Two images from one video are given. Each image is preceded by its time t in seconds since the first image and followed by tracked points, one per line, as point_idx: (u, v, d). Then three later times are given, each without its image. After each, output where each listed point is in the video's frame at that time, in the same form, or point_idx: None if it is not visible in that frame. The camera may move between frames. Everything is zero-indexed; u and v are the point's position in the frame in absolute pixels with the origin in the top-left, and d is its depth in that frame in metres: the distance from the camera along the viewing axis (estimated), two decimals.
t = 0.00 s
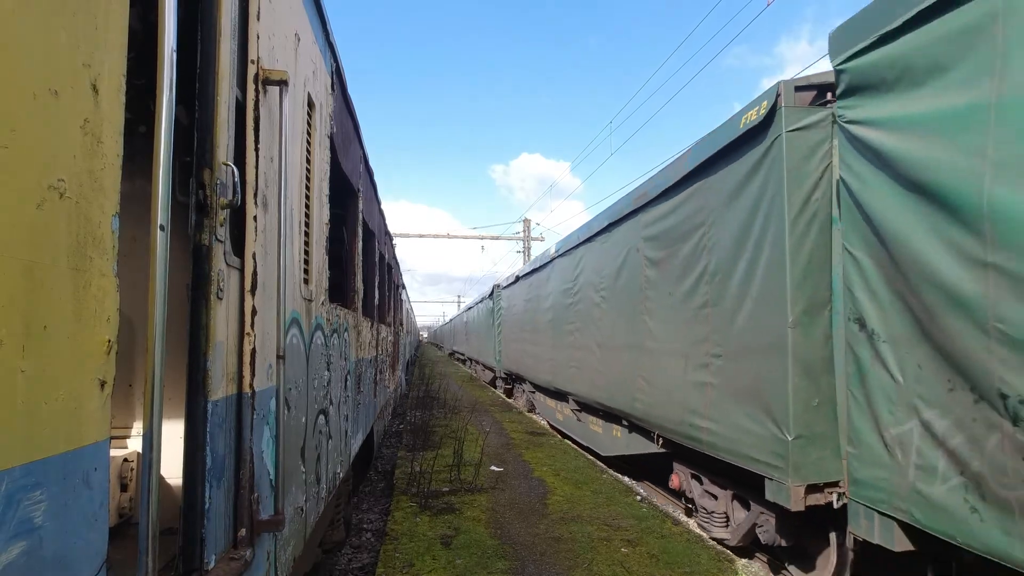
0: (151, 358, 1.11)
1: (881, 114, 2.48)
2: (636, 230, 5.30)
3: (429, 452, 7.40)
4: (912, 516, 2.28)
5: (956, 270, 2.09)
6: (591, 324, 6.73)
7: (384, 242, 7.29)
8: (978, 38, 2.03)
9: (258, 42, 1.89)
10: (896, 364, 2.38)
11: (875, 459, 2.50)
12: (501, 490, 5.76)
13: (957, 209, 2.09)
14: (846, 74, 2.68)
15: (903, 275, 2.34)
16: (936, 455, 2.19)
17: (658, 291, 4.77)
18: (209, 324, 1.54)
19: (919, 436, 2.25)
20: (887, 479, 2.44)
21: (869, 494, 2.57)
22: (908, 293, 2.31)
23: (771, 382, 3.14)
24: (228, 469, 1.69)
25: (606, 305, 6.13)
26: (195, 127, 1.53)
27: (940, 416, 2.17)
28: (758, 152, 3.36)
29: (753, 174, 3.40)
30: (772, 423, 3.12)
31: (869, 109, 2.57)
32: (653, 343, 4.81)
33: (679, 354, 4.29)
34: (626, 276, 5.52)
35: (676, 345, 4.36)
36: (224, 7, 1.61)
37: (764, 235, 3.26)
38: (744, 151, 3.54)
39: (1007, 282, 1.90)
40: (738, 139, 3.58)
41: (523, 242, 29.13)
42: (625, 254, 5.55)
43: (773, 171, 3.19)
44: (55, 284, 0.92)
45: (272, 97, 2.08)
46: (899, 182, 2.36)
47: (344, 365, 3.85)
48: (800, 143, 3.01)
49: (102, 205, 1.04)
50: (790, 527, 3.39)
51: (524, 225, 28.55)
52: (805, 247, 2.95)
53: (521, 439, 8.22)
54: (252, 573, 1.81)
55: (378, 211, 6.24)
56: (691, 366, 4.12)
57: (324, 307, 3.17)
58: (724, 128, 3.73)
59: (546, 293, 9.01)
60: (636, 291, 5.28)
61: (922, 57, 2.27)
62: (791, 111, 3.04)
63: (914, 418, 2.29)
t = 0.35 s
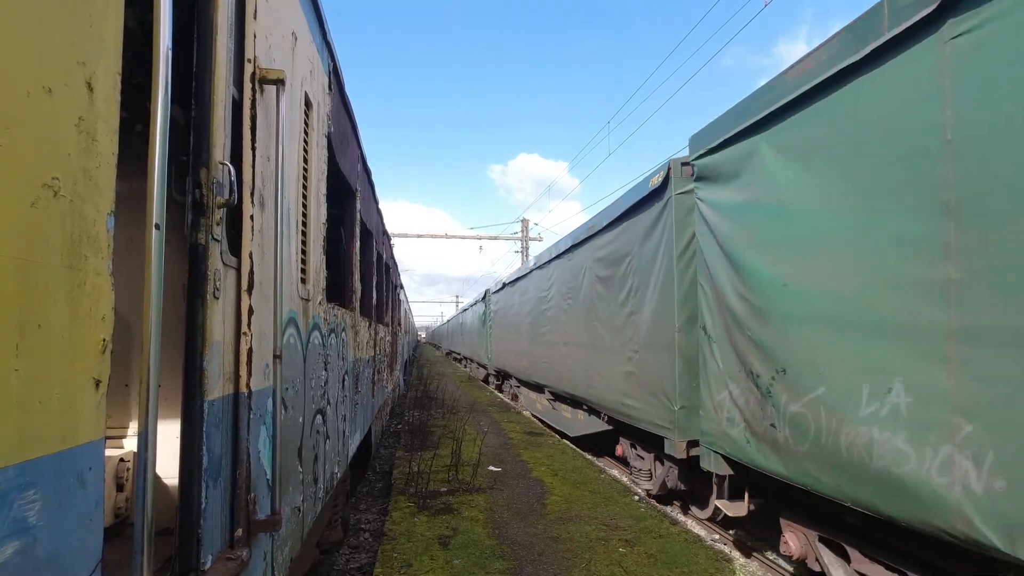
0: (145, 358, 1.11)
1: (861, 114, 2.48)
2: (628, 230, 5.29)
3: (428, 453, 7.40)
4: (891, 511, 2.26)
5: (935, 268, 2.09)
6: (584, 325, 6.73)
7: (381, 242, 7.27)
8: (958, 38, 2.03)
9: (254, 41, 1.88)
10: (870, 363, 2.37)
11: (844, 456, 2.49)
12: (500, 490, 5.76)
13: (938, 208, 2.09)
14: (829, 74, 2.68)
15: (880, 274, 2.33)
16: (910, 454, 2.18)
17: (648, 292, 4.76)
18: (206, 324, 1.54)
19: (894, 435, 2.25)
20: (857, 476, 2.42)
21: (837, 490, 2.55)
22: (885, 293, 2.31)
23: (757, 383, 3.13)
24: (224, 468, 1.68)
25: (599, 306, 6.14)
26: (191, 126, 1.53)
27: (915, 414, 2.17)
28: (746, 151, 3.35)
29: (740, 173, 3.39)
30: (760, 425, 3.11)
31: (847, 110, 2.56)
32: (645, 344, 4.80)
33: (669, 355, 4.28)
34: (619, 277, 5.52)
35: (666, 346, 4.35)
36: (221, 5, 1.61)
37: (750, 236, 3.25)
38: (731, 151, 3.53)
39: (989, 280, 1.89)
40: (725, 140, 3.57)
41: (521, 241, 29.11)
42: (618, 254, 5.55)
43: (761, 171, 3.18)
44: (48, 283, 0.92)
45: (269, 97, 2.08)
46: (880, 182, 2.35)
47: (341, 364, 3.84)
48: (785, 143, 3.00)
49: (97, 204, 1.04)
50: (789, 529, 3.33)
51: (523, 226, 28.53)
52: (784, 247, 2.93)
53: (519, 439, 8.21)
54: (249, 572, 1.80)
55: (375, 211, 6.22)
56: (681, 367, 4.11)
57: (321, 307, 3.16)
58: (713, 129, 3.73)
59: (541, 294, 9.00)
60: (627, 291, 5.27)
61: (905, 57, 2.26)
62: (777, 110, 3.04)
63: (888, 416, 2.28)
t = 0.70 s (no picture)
0: (134, 355, 1.10)
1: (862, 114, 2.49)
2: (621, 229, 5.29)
3: (421, 452, 7.38)
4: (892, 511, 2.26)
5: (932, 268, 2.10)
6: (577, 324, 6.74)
7: (374, 241, 7.24)
8: (955, 38, 2.04)
9: (245, 38, 1.87)
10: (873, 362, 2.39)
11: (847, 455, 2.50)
12: (494, 488, 5.75)
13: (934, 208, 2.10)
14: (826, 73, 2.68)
15: (882, 273, 2.34)
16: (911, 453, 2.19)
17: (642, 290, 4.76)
18: (196, 321, 1.53)
19: (896, 433, 2.26)
20: (858, 477, 2.43)
21: (841, 490, 2.55)
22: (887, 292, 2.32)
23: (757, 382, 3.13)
24: (215, 467, 1.67)
25: (590, 304, 6.16)
26: (182, 123, 1.52)
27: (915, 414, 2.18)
28: (748, 150, 3.36)
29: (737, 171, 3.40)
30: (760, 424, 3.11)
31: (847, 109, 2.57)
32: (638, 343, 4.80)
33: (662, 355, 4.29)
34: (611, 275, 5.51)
35: (659, 344, 4.34)
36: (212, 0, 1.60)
37: (753, 235, 3.26)
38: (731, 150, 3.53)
39: (982, 279, 1.90)
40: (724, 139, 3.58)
41: (515, 239, 29.03)
42: (611, 253, 5.55)
43: (763, 170, 3.19)
44: (34, 278, 0.91)
45: (260, 93, 2.06)
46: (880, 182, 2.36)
47: (334, 363, 3.83)
48: (785, 143, 3.02)
49: (84, 200, 1.03)
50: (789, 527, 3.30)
51: (518, 224, 28.50)
52: (789, 246, 2.95)
53: (513, 438, 8.22)
54: (240, 572, 1.79)
55: (368, 210, 6.19)
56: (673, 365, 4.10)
57: (314, 306, 3.15)
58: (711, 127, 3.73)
59: (535, 292, 8.99)
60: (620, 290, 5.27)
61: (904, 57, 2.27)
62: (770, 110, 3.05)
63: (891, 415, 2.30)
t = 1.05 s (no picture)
0: (111, 350, 1.08)
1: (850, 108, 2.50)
2: (616, 224, 5.30)
3: (409, 448, 7.36)
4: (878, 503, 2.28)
5: (920, 262, 2.12)
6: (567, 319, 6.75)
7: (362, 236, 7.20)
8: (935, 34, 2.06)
9: (227, 29, 1.85)
10: (859, 354, 2.40)
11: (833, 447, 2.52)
12: (481, 485, 5.75)
13: (923, 203, 2.12)
14: (817, 67, 2.69)
15: (871, 266, 2.36)
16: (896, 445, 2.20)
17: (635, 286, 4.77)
18: (177, 316, 1.50)
19: (879, 427, 2.28)
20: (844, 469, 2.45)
21: (824, 483, 2.57)
22: (874, 286, 2.33)
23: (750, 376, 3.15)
24: (197, 464, 1.65)
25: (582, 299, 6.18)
26: (162, 114, 1.49)
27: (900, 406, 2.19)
28: (740, 145, 3.37)
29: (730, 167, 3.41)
30: (751, 418, 3.14)
31: (837, 103, 2.58)
32: (632, 338, 4.82)
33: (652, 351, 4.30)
34: (604, 271, 5.53)
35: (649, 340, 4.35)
36: None
37: (745, 230, 3.27)
38: (724, 145, 3.54)
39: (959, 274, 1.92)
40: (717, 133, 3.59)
41: (503, 236, 29.03)
42: (605, 248, 5.56)
43: (756, 166, 3.20)
44: (5, 270, 0.89)
45: (243, 86, 2.03)
46: (870, 176, 2.38)
47: (320, 360, 3.80)
48: (775, 138, 3.03)
49: (59, 191, 1.01)
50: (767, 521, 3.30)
51: (506, 222, 28.50)
52: (779, 241, 2.96)
53: (501, 434, 8.22)
54: (223, 570, 1.77)
55: (356, 205, 6.15)
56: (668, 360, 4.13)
57: (300, 301, 3.12)
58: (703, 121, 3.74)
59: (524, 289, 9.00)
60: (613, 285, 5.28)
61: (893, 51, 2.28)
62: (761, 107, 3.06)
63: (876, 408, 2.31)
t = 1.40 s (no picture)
0: (89, 347, 1.06)
1: (830, 103, 2.50)
2: (598, 221, 5.29)
3: (395, 445, 7.34)
4: (857, 497, 2.30)
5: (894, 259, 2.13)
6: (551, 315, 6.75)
7: (347, 232, 7.15)
8: (915, 34, 2.07)
9: (208, 21, 1.82)
10: (836, 349, 2.42)
11: (814, 442, 2.53)
12: (467, 481, 5.75)
13: (897, 199, 2.13)
14: (798, 64, 2.70)
15: (845, 263, 2.36)
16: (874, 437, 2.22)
17: (617, 282, 4.77)
18: (158, 312, 1.48)
19: (859, 423, 2.31)
20: (825, 464, 2.46)
21: (805, 477, 2.59)
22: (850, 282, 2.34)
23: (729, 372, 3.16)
24: (179, 462, 1.63)
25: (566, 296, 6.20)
26: (141, 107, 1.47)
27: (876, 400, 2.21)
28: (722, 142, 3.37)
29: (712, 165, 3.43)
30: (732, 414, 3.15)
31: (818, 99, 2.59)
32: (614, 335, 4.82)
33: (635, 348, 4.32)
34: (586, 268, 5.53)
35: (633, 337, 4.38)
36: None
37: (724, 226, 3.27)
38: (705, 141, 3.55)
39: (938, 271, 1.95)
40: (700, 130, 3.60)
41: (489, 233, 28.95)
42: (585, 244, 5.56)
43: (737, 161, 3.20)
44: None
45: (224, 79, 2.01)
46: (846, 172, 2.38)
47: (304, 357, 3.77)
48: (755, 135, 3.04)
49: (34, 184, 0.99)
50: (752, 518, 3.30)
51: (492, 218, 28.43)
52: (758, 237, 2.97)
53: (487, 431, 8.22)
54: (206, 568, 1.76)
55: (340, 200, 6.11)
56: (650, 356, 4.13)
57: (283, 297, 3.10)
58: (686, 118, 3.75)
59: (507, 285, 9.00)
60: (596, 281, 5.28)
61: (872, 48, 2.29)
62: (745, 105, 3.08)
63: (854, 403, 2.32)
